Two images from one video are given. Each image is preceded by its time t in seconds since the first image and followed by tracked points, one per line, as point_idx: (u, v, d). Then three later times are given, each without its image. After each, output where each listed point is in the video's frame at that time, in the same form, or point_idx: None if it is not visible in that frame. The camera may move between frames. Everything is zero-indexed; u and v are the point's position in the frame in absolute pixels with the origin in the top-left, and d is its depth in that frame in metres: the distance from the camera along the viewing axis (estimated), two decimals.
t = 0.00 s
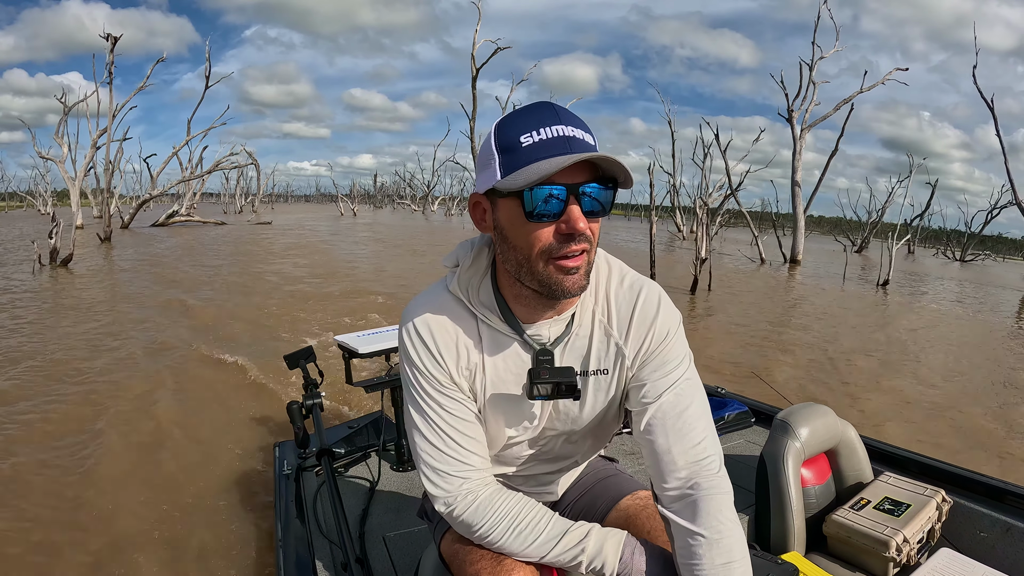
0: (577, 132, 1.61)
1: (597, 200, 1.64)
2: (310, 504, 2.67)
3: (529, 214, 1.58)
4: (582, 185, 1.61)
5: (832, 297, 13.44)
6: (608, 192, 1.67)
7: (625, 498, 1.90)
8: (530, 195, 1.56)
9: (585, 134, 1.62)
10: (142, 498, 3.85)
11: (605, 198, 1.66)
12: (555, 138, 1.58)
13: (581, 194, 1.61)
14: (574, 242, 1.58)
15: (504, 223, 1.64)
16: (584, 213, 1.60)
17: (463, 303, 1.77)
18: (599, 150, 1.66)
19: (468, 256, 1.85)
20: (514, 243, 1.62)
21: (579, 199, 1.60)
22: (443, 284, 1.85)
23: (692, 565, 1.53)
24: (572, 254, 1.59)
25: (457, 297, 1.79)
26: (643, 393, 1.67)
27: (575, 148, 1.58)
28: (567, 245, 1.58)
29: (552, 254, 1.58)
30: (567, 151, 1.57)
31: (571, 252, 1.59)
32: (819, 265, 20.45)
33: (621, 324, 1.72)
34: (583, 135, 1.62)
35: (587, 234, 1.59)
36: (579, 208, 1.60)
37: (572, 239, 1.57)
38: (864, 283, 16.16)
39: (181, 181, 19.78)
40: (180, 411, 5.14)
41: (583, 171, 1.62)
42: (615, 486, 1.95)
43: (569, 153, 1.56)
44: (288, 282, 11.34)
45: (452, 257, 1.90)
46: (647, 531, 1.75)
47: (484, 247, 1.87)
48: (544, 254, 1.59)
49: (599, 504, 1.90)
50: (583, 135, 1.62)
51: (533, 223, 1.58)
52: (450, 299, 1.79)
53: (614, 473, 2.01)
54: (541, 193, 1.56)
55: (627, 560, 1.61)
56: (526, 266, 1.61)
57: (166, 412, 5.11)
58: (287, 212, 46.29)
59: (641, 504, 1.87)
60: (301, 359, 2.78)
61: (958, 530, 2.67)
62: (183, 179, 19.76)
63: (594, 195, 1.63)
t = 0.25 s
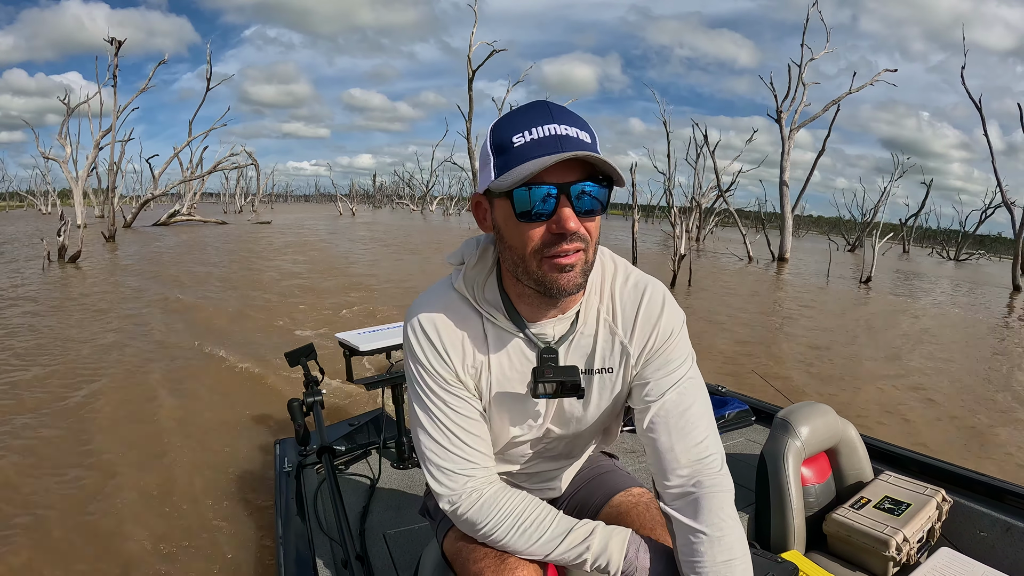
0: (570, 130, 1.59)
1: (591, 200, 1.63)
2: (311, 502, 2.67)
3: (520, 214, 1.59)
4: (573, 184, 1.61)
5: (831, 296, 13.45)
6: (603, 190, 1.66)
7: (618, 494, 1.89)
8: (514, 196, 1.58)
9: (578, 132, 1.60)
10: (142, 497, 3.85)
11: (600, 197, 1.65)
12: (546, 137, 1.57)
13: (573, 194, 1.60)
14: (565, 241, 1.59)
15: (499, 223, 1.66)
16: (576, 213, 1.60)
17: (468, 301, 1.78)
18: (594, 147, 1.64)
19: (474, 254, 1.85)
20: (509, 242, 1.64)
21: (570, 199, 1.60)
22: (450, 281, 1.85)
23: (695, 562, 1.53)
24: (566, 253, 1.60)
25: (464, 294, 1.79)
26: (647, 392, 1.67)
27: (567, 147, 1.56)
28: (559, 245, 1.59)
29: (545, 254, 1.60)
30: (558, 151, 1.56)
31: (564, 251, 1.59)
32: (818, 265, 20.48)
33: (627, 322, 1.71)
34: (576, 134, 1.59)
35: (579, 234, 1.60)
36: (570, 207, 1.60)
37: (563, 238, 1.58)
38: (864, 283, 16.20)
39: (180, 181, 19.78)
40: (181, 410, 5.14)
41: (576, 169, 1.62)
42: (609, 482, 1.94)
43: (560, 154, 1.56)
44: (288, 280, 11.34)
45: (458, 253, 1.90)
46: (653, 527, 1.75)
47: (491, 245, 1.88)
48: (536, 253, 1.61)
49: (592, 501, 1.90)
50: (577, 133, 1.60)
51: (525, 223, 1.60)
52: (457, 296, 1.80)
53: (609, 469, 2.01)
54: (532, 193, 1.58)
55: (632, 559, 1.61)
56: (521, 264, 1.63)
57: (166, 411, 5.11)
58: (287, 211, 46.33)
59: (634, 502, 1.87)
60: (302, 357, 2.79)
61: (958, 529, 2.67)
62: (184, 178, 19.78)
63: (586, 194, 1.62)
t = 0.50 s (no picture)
0: (563, 128, 1.57)
1: (582, 199, 1.62)
2: (313, 498, 2.67)
3: (512, 211, 1.62)
4: (563, 183, 1.60)
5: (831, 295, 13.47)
6: (600, 190, 1.63)
7: (608, 491, 1.89)
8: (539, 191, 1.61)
9: (572, 130, 1.58)
10: (144, 496, 3.84)
11: (595, 196, 1.63)
12: (538, 135, 1.56)
13: (561, 192, 1.60)
14: (551, 240, 1.60)
15: (497, 219, 1.69)
16: (565, 213, 1.61)
17: (476, 295, 1.78)
18: (591, 146, 1.60)
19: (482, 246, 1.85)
20: (506, 239, 1.67)
21: (559, 199, 1.61)
22: (458, 274, 1.85)
23: (697, 557, 1.53)
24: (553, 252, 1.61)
25: (471, 287, 1.79)
26: (651, 388, 1.67)
27: (556, 146, 1.56)
28: (546, 244, 1.61)
29: (533, 251, 1.62)
30: (547, 151, 1.56)
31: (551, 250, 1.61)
32: (817, 263, 20.52)
33: (632, 318, 1.71)
34: (569, 132, 1.57)
35: (567, 234, 1.61)
36: (557, 206, 1.61)
37: (550, 237, 1.60)
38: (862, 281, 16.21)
39: (178, 180, 19.72)
40: (182, 409, 5.13)
41: (570, 169, 1.60)
42: (603, 478, 1.94)
43: (549, 153, 1.56)
44: (288, 280, 11.33)
45: (466, 245, 1.90)
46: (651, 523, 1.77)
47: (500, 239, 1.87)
48: (523, 250, 1.64)
49: (585, 496, 1.92)
50: (573, 131, 1.58)
51: (518, 220, 1.62)
52: (465, 289, 1.79)
53: (605, 464, 2.02)
54: (524, 190, 1.60)
55: (639, 555, 1.62)
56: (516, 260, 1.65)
57: (167, 410, 5.10)
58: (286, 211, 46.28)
59: (621, 499, 1.86)
60: (303, 354, 2.78)
61: (959, 525, 2.67)
62: (185, 177, 19.79)
63: (576, 194, 1.61)
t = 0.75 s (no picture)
0: (561, 123, 1.57)
1: (579, 193, 1.61)
2: (315, 498, 2.67)
3: (511, 205, 1.62)
4: (560, 176, 1.60)
5: (832, 293, 13.47)
6: (597, 183, 1.61)
7: (598, 491, 1.86)
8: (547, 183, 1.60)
9: (570, 124, 1.58)
10: (147, 496, 3.85)
11: (592, 190, 1.61)
12: (535, 129, 1.57)
13: (558, 185, 1.60)
14: (548, 233, 1.60)
15: (495, 213, 1.69)
16: (561, 206, 1.60)
17: (475, 292, 1.77)
18: (589, 141, 1.60)
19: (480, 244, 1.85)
20: (505, 232, 1.66)
21: (555, 192, 1.60)
22: (456, 271, 1.85)
23: (702, 552, 1.54)
24: (549, 246, 1.61)
25: (470, 285, 1.79)
26: (652, 386, 1.67)
27: (553, 139, 1.56)
28: (542, 237, 1.60)
29: (529, 244, 1.62)
30: (544, 144, 1.56)
31: (546, 244, 1.61)
32: (818, 262, 20.51)
33: (631, 315, 1.71)
34: (567, 126, 1.57)
35: (564, 227, 1.60)
36: (553, 199, 1.60)
37: (546, 230, 1.60)
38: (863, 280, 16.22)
39: (179, 181, 19.71)
40: (184, 409, 5.14)
41: (567, 162, 1.60)
42: (600, 475, 1.93)
43: (546, 146, 1.56)
44: (289, 279, 11.34)
45: (465, 242, 1.89)
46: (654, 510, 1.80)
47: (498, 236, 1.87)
48: (520, 243, 1.63)
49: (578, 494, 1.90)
50: (570, 125, 1.58)
51: (514, 213, 1.62)
52: (465, 287, 1.79)
53: (601, 463, 2.00)
54: (521, 184, 1.60)
55: (649, 548, 1.64)
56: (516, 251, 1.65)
57: (170, 410, 5.11)
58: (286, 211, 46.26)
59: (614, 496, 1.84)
60: (304, 354, 2.78)
61: (961, 522, 2.68)
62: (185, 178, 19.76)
63: (572, 187, 1.60)
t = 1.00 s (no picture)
0: (541, 124, 1.57)
1: (556, 194, 1.60)
2: (317, 501, 2.67)
3: (490, 205, 1.62)
4: (538, 177, 1.59)
5: (833, 293, 13.49)
6: (576, 185, 1.60)
7: (593, 493, 1.84)
8: (531, 183, 1.60)
9: (551, 125, 1.58)
10: (149, 497, 3.85)
11: (571, 192, 1.60)
12: (515, 130, 1.56)
13: (536, 186, 1.59)
14: (525, 233, 1.60)
15: (478, 214, 1.71)
16: (539, 207, 1.60)
17: (465, 298, 1.77)
18: (570, 142, 1.60)
19: (471, 248, 1.86)
20: (489, 230, 1.66)
21: (533, 193, 1.60)
22: (446, 277, 1.85)
23: (718, 540, 1.53)
24: (528, 247, 1.61)
25: (461, 290, 1.79)
26: (653, 387, 1.66)
27: (531, 140, 1.55)
28: (520, 238, 1.60)
29: (509, 245, 1.62)
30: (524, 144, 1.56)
31: (525, 245, 1.60)
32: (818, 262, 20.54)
33: (623, 318, 1.71)
34: (547, 126, 1.57)
35: (543, 228, 1.60)
36: (530, 201, 1.60)
37: (525, 231, 1.60)
38: (863, 280, 16.22)
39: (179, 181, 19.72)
40: (186, 410, 5.14)
41: (546, 163, 1.59)
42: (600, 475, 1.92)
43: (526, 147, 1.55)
44: (290, 280, 11.35)
45: (455, 246, 1.90)
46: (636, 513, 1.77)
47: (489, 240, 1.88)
48: (498, 243, 1.64)
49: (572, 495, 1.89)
50: (550, 126, 1.58)
51: (494, 214, 1.63)
52: (454, 292, 1.79)
53: (599, 464, 1.98)
54: (499, 185, 1.61)
55: (647, 552, 1.64)
56: (499, 249, 1.64)
57: (171, 411, 5.12)
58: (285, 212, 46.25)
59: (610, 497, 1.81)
60: (306, 356, 2.78)
61: (962, 523, 2.68)
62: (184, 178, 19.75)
63: (550, 188, 1.59)
